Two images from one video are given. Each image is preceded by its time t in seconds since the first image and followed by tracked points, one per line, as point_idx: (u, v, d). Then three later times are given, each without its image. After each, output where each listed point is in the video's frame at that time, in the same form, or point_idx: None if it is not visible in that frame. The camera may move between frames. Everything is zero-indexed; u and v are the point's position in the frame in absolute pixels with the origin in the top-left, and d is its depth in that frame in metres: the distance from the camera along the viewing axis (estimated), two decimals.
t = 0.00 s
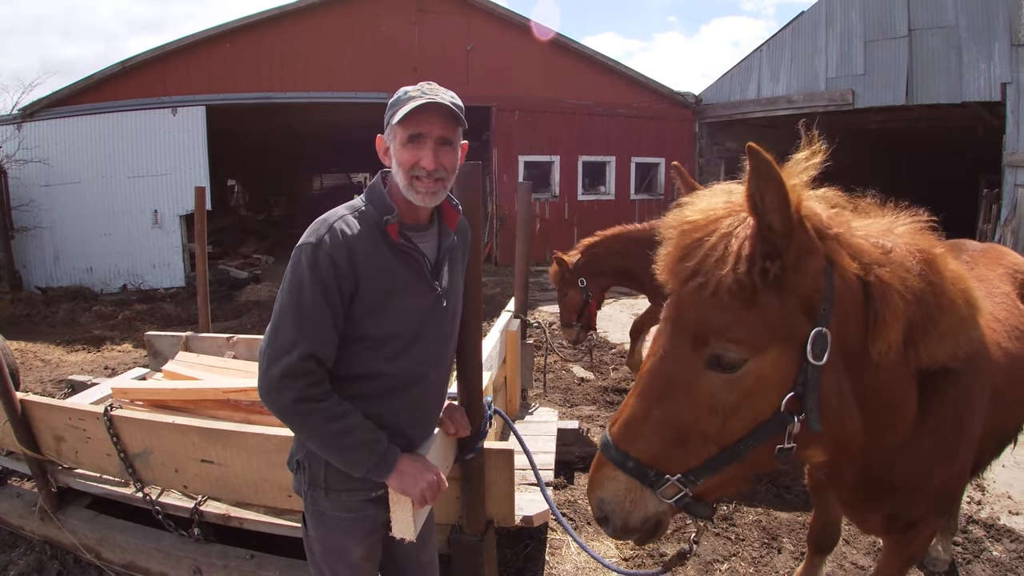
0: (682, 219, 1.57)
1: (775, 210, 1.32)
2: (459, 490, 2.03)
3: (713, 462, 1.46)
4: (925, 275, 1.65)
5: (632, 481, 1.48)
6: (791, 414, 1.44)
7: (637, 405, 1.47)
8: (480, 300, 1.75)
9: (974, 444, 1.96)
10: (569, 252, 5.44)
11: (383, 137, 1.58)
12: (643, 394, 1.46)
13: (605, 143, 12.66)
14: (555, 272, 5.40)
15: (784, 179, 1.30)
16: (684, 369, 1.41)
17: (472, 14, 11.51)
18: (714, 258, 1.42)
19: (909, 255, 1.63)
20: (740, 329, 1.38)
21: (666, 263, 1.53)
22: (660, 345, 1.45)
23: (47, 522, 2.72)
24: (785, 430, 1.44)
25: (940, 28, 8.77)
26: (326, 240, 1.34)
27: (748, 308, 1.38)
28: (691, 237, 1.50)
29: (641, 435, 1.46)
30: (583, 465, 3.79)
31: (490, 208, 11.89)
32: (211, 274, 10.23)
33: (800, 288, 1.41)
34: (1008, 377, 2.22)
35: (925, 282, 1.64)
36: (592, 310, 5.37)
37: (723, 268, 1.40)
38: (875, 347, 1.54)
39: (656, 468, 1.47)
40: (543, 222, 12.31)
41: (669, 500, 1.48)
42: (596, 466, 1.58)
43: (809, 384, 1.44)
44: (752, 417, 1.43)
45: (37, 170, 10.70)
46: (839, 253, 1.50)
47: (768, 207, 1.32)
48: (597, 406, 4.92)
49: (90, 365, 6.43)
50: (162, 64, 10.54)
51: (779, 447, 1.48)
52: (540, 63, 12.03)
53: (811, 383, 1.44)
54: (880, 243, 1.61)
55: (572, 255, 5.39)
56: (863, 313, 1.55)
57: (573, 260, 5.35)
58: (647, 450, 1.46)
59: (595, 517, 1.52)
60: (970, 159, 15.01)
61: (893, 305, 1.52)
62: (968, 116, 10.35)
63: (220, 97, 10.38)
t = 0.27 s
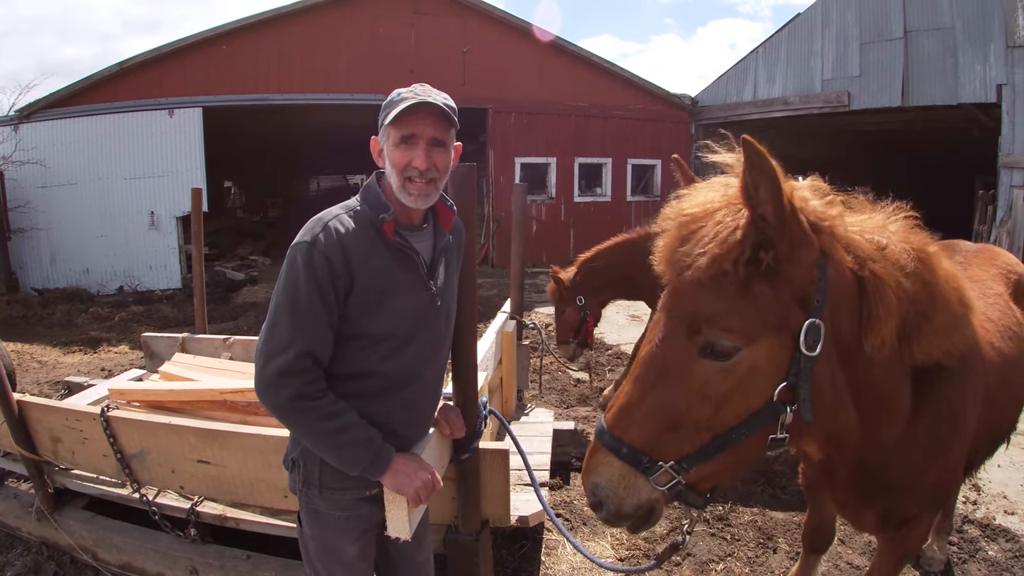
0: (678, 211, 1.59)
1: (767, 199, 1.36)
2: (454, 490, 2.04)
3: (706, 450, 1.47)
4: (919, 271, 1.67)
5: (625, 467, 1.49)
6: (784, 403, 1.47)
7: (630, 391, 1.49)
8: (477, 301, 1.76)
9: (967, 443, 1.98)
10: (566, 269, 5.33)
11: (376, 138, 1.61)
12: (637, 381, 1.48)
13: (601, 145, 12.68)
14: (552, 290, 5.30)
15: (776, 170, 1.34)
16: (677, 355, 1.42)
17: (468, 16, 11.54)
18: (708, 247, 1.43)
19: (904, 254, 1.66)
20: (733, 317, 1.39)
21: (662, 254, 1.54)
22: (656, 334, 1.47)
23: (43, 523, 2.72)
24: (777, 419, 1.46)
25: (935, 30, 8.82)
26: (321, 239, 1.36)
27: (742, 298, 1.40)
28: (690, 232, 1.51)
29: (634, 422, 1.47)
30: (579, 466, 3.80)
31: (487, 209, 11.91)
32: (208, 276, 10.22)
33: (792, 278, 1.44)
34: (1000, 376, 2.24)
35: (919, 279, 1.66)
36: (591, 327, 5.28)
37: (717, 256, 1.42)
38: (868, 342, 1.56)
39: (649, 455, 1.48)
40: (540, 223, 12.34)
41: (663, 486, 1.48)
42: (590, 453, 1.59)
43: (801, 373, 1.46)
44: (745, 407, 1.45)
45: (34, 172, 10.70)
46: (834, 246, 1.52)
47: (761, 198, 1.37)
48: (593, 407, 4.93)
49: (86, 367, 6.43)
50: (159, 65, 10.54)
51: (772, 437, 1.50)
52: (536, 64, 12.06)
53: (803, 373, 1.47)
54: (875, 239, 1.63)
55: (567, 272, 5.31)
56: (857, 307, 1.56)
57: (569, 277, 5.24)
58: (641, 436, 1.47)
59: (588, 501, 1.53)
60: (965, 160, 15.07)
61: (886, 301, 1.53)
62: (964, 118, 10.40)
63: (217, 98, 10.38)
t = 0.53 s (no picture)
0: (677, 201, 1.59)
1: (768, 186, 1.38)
2: (450, 487, 2.04)
3: (705, 439, 1.48)
4: (916, 262, 1.68)
5: (625, 456, 1.49)
6: (783, 391, 1.47)
7: (631, 379, 1.49)
8: (470, 296, 1.77)
9: (963, 438, 2.00)
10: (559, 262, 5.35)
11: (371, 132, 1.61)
12: (637, 370, 1.48)
13: (598, 142, 12.68)
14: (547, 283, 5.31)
15: (776, 157, 1.36)
16: (677, 344, 1.43)
17: (465, 14, 11.53)
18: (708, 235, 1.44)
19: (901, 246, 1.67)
20: (732, 306, 1.40)
21: (660, 244, 1.55)
22: (655, 323, 1.47)
23: (40, 522, 2.72)
24: (777, 408, 1.47)
25: (931, 28, 8.83)
26: (316, 234, 1.36)
27: (741, 286, 1.41)
28: (689, 220, 1.51)
29: (634, 411, 1.48)
30: (576, 463, 3.81)
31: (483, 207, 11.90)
32: (204, 274, 10.20)
33: (791, 266, 1.45)
34: (996, 373, 2.25)
35: (916, 271, 1.67)
36: (585, 320, 5.29)
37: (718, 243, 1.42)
38: (867, 332, 1.56)
39: (650, 443, 1.48)
40: (537, 221, 12.34)
41: (663, 475, 1.49)
42: (591, 442, 1.60)
43: (800, 361, 1.47)
44: (744, 395, 1.45)
45: (29, 170, 10.66)
46: (834, 235, 1.53)
47: (762, 184, 1.38)
48: (590, 404, 4.95)
49: (82, 365, 6.41)
50: (155, 63, 10.49)
51: (771, 426, 1.51)
52: (533, 62, 12.04)
53: (802, 362, 1.48)
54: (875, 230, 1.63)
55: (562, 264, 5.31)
56: (856, 296, 1.57)
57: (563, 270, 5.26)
58: (640, 424, 1.47)
59: (589, 490, 1.54)
60: (960, 158, 15.12)
61: (885, 290, 1.54)
62: (960, 116, 10.42)
63: (212, 96, 10.35)
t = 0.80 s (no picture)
0: (671, 199, 1.59)
1: (757, 183, 1.39)
2: (445, 484, 2.04)
3: (699, 434, 1.48)
4: (912, 257, 1.68)
5: (620, 453, 1.50)
6: (777, 387, 1.48)
7: (625, 376, 1.50)
8: (465, 294, 1.77)
9: (959, 435, 2.01)
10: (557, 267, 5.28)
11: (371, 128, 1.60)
12: (631, 367, 1.49)
13: (595, 139, 12.66)
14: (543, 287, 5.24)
15: (765, 154, 1.38)
16: (669, 340, 1.43)
17: (462, 11, 11.50)
18: (698, 232, 1.44)
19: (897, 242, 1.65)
20: (725, 302, 1.41)
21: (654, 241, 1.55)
22: (649, 320, 1.48)
23: (37, 520, 2.72)
24: (772, 404, 1.48)
25: (928, 25, 8.85)
26: (309, 234, 1.36)
27: (733, 282, 1.42)
28: (678, 217, 1.52)
29: (629, 408, 1.48)
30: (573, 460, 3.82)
31: (481, 205, 11.90)
32: (201, 272, 10.19)
33: (783, 263, 1.45)
34: (992, 370, 2.26)
35: (912, 265, 1.66)
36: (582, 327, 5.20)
37: (710, 239, 1.43)
38: (860, 328, 1.57)
39: (645, 441, 1.49)
40: (534, 218, 12.35)
41: (658, 473, 1.50)
42: (587, 439, 1.60)
43: (794, 357, 1.47)
44: (736, 389, 1.46)
45: (25, 168, 10.62)
46: (825, 231, 1.53)
47: (751, 182, 1.40)
48: (586, 402, 4.96)
49: (79, 363, 6.40)
50: (151, 61, 10.45)
51: (766, 422, 1.51)
52: (530, 59, 12.02)
53: (795, 358, 1.48)
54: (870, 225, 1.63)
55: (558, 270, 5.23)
56: (848, 291, 1.57)
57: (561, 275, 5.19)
58: (635, 422, 1.48)
59: (585, 489, 1.54)
60: (957, 155, 15.15)
61: (877, 285, 1.54)
62: (956, 113, 10.44)
63: (208, 94, 10.31)
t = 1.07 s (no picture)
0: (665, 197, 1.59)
1: (750, 180, 1.40)
2: (446, 483, 2.04)
3: (696, 428, 1.48)
4: (908, 251, 1.68)
5: (621, 448, 1.51)
6: (774, 380, 1.48)
7: (625, 372, 1.51)
8: (465, 291, 1.77)
9: (960, 430, 2.00)
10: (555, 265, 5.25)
11: (375, 127, 1.50)
12: (630, 362, 1.50)
13: (595, 138, 12.65)
14: (542, 287, 5.22)
15: (757, 151, 1.38)
16: (667, 335, 1.44)
17: (460, 10, 11.50)
18: (694, 228, 1.44)
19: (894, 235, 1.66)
20: (721, 297, 1.41)
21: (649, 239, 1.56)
22: (645, 316, 1.49)
23: (38, 522, 2.72)
24: (769, 397, 1.48)
25: (927, 22, 8.84)
26: (306, 235, 1.37)
27: (728, 277, 1.42)
28: (674, 215, 1.50)
29: (628, 403, 1.49)
30: (573, 458, 3.82)
31: (480, 204, 11.90)
32: (201, 273, 10.18)
33: (777, 258, 1.46)
34: (992, 366, 2.26)
35: (909, 258, 1.67)
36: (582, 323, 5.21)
37: (705, 236, 1.43)
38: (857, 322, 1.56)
39: (645, 435, 1.49)
40: (534, 218, 12.34)
41: (659, 466, 1.51)
42: (588, 434, 1.61)
43: (789, 351, 1.48)
44: (733, 383, 1.46)
45: (24, 170, 10.62)
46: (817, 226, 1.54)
47: (744, 179, 1.40)
48: (587, 400, 4.96)
49: (79, 365, 6.40)
50: (150, 62, 10.45)
51: (764, 415, 1.51)
52: (529, 58, 12.01)
53: (792, 351, 1.48)
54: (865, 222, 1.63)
55: (557, 267, 5.22)
56: (844, 286, 1.56)
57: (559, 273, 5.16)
58: (634, 416, 1.49)
59: (588, 484, 1.55)
60: (956, 152, 15.16)
61: (874, 281, 1.53)
62: (956, 110, 10.43)
63: (207, 94, 10.30)
